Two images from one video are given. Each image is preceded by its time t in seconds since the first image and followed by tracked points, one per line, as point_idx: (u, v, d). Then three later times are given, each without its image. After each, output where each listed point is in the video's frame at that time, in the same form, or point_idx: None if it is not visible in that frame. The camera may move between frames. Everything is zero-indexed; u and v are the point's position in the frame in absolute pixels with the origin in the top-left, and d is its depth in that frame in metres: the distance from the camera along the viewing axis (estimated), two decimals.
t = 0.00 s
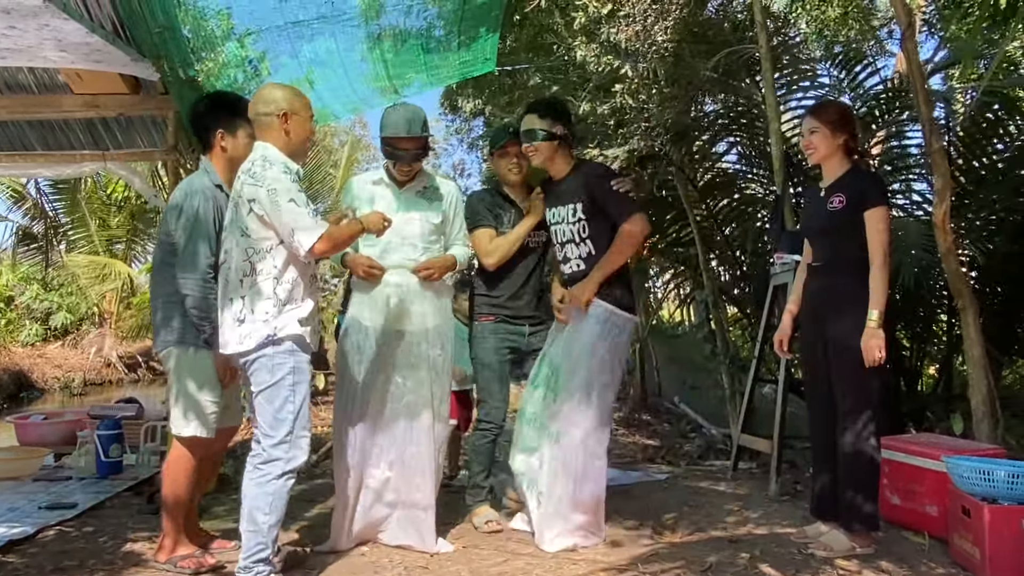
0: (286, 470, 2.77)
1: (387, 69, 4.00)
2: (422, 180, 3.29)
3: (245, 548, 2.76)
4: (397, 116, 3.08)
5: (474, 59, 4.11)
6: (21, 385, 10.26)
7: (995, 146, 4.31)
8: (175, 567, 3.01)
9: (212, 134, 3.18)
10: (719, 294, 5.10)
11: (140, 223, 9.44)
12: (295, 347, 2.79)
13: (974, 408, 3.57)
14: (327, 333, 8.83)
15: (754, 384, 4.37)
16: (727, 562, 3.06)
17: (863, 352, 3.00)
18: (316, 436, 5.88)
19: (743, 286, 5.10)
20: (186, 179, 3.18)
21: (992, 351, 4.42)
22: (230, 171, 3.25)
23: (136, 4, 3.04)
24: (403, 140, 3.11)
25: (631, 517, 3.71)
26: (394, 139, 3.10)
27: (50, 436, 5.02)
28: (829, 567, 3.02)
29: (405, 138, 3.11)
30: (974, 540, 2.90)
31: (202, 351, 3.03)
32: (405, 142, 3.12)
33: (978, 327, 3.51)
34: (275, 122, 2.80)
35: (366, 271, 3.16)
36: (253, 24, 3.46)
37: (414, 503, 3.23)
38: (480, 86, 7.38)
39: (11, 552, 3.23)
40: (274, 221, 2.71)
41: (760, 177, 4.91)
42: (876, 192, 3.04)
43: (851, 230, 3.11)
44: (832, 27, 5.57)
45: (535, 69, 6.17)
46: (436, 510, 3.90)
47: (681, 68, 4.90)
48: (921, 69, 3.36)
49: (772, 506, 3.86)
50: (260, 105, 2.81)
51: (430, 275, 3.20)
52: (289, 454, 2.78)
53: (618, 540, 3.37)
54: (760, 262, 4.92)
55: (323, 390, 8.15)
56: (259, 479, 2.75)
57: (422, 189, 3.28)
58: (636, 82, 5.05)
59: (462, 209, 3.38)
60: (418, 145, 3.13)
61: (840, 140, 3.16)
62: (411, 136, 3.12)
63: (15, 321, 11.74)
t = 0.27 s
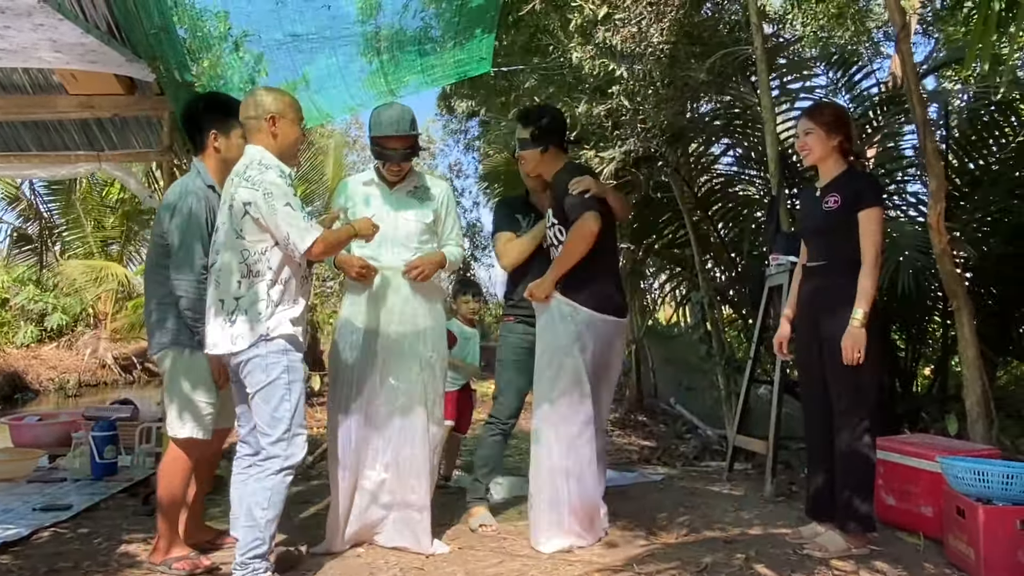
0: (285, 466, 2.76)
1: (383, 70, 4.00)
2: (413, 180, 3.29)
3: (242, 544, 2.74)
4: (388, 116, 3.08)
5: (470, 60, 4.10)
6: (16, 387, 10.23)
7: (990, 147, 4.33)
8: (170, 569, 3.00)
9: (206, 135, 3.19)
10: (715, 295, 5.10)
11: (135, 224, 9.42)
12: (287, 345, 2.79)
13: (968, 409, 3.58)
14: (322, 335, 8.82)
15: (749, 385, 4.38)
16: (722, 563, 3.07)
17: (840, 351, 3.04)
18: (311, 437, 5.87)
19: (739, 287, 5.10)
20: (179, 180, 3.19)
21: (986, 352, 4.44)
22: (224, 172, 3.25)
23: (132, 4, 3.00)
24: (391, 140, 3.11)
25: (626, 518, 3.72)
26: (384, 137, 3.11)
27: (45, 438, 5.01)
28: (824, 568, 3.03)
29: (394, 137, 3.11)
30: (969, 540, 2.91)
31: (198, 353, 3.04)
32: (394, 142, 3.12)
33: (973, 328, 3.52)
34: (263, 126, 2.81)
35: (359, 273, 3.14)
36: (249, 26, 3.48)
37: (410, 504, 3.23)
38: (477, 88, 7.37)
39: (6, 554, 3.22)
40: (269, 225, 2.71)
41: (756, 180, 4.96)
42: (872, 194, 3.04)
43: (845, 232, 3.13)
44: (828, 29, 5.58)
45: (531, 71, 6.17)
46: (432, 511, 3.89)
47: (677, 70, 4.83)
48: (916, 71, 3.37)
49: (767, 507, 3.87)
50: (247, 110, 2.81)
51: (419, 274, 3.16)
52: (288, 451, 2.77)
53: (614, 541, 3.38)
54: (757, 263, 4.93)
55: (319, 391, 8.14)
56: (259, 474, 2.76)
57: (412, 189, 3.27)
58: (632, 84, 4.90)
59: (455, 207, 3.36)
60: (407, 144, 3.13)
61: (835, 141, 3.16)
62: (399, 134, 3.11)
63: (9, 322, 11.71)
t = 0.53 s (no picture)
0: (287, 471, 2.77)
1: (380, 70, 3.99)
2: (408, 180, 3.29)
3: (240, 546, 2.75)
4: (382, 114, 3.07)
5: (466, 61, 4.11)
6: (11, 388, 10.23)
7: (984, 149, 4.34)
8: (166, 570, 3.00)
9: (201, 138, 3.19)
10: (711, 296, 5.10)
11: (130, 225, 9.41)
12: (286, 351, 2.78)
13: (963, 409, 3.58)
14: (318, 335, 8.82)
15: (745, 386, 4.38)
16: (718, 564, 3.07)
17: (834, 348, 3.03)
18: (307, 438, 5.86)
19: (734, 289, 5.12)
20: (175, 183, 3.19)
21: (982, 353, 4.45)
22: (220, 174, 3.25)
23: (127, 5, 3.01)
24: (385, 135, 3.12)
25: (623, 518, 3.72)
26: (377, 133, 3.11)
27: (40, 439, 5.00)
28: (820, 568, 3.03)
29: (387, 133, 3.11)
30: (964, 541, 2.92)
31: (195, 351, 3.03)
32: (388, 138, 3.12)
33: (967, 329, 3.53)
34: (260, 127, 2.80)
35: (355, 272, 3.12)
36: (246, 28, 3.48)
37: (406, 505, 3.23)
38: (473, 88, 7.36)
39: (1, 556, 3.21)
40: (277, 223, 2.70)
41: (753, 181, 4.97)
42: (867, 195, 3.04)
43: (841, 235, 3.14)
44: (824, 30, 5.58)
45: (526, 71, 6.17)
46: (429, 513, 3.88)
47: (673, 72, 4.86)
48: (911, 73, 3.37)
49: (763, 507, 3.87)
50: (244, 111, 2.81)
51: (400, 250, 3.04)
52: (290, 454, 2.78)
53: (610, 542, 3.38)
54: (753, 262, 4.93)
55: (315, 392, 8.13)
56: (262, 479, 2.75)
57: (408, 189, 3.28)
58: (627, 85, 4.95)
59: (449, 206, 3.34)
60: (401, 140, 3.14)
61: (831, 143, 3.16)
62: (394, 130, 3.11)
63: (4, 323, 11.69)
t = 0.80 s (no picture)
0: (283, 473, 2.77)
1: (375, 69, 3.99)
2: (403, 180, 3.28)
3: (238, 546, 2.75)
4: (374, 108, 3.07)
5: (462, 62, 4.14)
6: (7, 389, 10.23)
7: (980, 150, 4.36)
8: (162, 572, 2.99)
9: (196, 141, 3.19)
10: (707, 297, 5.10)
11: (125, 226, 9.40)
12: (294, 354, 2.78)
13: (959, 410, 3.59)
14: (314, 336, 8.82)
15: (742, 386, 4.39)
16: (714, 565, 3.07)
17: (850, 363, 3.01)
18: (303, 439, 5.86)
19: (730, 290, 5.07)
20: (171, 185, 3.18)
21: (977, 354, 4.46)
22: (216, 176, 3.25)
23: (122, 6, 3.02)
24: (380, 125, 3.14)
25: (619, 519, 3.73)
26: (371, 124, 3.16)
27: (35, 441, 4.99)
28: (816, 569, 3.04)
29: (380, 122, 3.14)
30: (960, 542, 2.92)
31: (192, 351, 3.03)
32: (383, 128, 3.15)
33: (963, 330, 3.53)
34: (263, 125, 2.79)
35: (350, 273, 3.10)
36: (241, 28, 3.47)
37: (402, 507, 3.22)
38: (470, 89, 7.37)
39: None
40: (285, 223, 2.71)
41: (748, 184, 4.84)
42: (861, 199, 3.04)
43: (834, 239, 3.14)
44: (821, 31, 5.60)
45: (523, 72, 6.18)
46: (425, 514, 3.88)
47: (669, 73, 4.96)
48: (906, 74, 3.38)
49: (760, 508, 3.88)
50: (246, 109, 2.80)
51: (398, 276, 3.11)
52: (286, 457, 2.78)
53: (606, 543, 3.38)
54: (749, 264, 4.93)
55: (311, 392, 8.13)
56: (257, 482, 2.74)
57: (403, 190, 3.27)
58: (625, 87, 5.11)
59: (446, 208, 3.34)
60: (396, 130, 3.16)
61: (826, 146, 3.16)
62: (389, 119, 3.14)
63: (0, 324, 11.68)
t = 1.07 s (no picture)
0: (280, 475, 2.77)
1: (372, 69, 3.99)
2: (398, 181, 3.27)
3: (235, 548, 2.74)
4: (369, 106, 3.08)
5: (458, 62, 4.17)
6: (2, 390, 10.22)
7: (975, 152, 4.35)
8: (157, 573, 2.99)
9: (190, 144, 3.20)
10: (703, 298, 5.10)
11: (121, 227, 9.39)
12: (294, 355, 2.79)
13: (954, 410, 3.60)
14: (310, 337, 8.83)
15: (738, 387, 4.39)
16: (710, 566, 3.08)
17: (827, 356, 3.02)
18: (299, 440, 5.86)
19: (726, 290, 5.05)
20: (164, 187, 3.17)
21: (973, 355, 4.48)
22: (211, 177, 3.25)
23: (119, 6, 3.00)
24: (375, 123, 3.15)
25: (616, 520, 3.73)
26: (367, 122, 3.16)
27: (31, 442, 4.98)
28: (812, 570, 3.04)
29: (376, 121, 3.15)
30: (955, 542, 2.93)
31: (187, 353, 3.03)
32: (379, 126, 3.15)
33: (958, 330, 3.54)
34: (261, 126, 2.79)
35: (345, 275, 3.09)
36: (237, 28, 3.47)
37: (399, 508, 3.23)
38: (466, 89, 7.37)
39: None
40: (279, 227, 2.70)
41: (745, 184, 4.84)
42: (847, 204, 3.07)
43: (821, 242, 3.15)
44: (817, 32, 5.61)
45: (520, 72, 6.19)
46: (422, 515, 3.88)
47: (664, 74, 4.99)
48: (902, 76, 3.39)
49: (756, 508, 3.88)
50: (245, 109, 2.79)
51: (398, 278, 3.12)
52: (283, 458, 2.78)
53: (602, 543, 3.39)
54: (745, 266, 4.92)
55: (307, 393, 8.13)
56: (254, 484, 2.74)
57: (399, 191, 3.26)
58: (621, 88, 5.15)
59: (441, 210, 3.34)
60: (391, 129, 3.16)
61: (814, 148, 3.16)
62: (383, 119, 3.14)
63: None
